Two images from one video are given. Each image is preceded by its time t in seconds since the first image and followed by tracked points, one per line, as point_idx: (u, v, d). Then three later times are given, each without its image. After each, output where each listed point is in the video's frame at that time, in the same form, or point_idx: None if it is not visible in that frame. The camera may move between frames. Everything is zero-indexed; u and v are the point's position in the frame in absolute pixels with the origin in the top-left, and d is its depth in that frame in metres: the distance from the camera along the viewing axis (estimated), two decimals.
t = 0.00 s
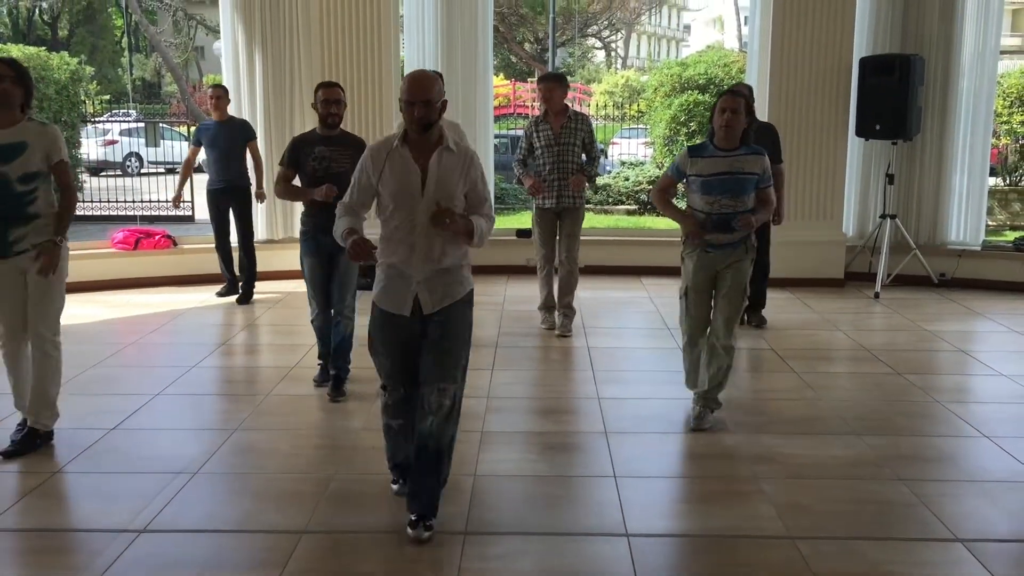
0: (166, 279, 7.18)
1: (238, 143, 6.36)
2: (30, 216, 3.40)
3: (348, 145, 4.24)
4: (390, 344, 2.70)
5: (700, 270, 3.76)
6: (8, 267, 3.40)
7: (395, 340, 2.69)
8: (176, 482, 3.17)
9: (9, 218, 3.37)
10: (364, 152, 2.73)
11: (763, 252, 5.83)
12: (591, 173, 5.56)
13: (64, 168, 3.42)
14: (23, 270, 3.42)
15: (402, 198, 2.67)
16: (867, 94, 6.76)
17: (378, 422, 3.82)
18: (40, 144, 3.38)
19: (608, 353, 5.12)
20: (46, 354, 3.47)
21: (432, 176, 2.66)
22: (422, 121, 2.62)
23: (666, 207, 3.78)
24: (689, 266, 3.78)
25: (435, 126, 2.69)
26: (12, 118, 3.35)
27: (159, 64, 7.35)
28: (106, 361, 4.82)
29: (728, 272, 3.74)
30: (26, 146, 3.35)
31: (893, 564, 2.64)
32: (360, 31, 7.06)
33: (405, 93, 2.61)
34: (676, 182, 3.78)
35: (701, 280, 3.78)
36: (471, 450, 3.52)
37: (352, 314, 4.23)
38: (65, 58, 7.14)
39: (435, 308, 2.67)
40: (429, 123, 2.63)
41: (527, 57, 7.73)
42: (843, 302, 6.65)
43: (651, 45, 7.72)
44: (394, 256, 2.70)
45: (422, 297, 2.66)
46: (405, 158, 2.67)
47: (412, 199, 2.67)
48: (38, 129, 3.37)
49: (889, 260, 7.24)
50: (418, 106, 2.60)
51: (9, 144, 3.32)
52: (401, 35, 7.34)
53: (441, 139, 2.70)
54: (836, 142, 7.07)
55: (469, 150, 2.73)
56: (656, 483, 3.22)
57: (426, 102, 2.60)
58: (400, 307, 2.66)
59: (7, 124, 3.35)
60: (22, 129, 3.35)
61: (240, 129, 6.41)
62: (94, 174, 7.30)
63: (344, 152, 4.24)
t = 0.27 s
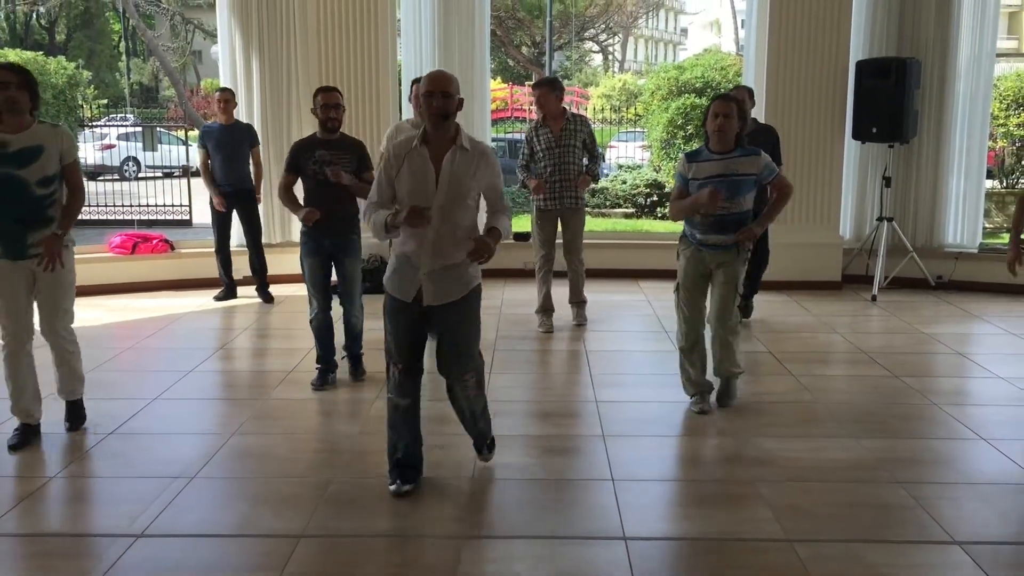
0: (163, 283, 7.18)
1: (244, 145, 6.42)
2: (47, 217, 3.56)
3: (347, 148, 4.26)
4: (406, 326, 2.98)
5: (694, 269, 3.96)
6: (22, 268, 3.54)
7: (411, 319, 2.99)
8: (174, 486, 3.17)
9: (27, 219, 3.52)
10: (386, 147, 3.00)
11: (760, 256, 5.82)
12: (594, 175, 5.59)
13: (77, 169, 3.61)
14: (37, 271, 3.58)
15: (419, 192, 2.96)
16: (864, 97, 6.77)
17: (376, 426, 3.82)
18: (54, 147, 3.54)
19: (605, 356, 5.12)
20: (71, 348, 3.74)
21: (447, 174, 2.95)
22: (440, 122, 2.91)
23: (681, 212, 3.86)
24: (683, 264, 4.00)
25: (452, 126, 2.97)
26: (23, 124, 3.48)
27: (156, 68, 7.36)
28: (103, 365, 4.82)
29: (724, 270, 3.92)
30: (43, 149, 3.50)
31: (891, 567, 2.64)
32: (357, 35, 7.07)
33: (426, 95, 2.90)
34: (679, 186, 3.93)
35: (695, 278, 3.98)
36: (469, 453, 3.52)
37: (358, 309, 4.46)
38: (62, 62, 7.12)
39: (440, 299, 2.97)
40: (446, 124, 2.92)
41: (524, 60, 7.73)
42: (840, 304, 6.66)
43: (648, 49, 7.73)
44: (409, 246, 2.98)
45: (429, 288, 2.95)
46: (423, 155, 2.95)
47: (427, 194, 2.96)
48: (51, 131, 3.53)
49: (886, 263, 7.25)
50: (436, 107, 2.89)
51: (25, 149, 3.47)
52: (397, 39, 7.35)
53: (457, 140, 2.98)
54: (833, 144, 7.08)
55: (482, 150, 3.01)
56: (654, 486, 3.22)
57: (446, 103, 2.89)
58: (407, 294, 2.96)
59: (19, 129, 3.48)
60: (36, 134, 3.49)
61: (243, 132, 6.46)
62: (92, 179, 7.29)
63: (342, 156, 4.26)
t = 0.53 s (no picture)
0: (160, 287, 7.17)
1: (254, 149, 6.40)
2: (52, 223, 3.62)
3: (354, 151, 4.27)
4: (434, 319, 3.10)
5: (704, 268, 4.06)
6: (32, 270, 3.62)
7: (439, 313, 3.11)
8: (172, 489, 3.17)
9: (33, 224, 3.60)
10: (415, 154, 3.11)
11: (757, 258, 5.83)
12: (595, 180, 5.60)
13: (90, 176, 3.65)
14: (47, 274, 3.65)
15: (450, 195, 3.08)
16: (861, 100, 6.78)
17: (374, 429, 3.82)
18: (61, 154, 3.60)
19: (603, 358, 5.12)
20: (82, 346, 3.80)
21: (476, 175, 3.07)
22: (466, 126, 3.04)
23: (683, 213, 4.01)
24: (693, 263, 4.09)
25: (477, 130, 3.10)
26: (34, 130, 3.59)
27: (153, 71, 7.36)
28: (101, 369, 4.82)
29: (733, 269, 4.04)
30: (47, 155, 3.58)
31: (889, 569, 2.65)
32: (354, 38, 7.06)
33: (451, 101, 3.02)
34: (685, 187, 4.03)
35: (705, 278, 4.08)
36: (466, 456, 3.52)
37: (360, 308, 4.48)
38: (59, 66, 7.14)
39: (476, 296, 3.10)
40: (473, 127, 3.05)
41: (521, 63, 7.72)
42: (838, 307, 6.67)
43: (645, 52, 7.74)
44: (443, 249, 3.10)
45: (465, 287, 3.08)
46: (451, 159, 3.07)
47: (458, 196, 3.08)
48: (61, 138, 3.61)
49: (883, 265, 7.26)
50: (460, 112, 3.02)
51: (30, 155, 3.56)
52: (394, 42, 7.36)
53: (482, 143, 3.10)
54: (829, 147, 7.09)
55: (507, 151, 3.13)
56: (652, 489, 3.22)
57: (470, 108, 3.02)
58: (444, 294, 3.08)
59: (31, 135, 3.59)
60: (43, 141, 3.58)
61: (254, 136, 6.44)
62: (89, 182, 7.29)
63: (348, 159, 4.26)
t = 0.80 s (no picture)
0: (155, 289, 7.15)
1: (260, 150, 6.38)
2: (56, 222, 3.69)
3: (355, 151, 4.36)
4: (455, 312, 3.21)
5: (711, 269, 4.09)
6: (38, 267, 3.72)
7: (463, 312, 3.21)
8: (167, 492, 3.16)
9: (38, 222, 3.69)
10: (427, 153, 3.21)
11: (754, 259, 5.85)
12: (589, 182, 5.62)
13: (97, 178, 3.71)
14: (53, 271, 3.74)
15: (461, 193, 3.16)
16: (857, 101, 6.79)
17: (370, 431, 3.82)
18: (66, 155, 3.67)
19: (599, 360, 5.12)
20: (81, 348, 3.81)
21: (486, 174, 3.14)
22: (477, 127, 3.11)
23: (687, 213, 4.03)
24: (701, 264, 4.12)
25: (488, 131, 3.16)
26: (43, 130, 3.66)
27: (149, 73, 7.36)
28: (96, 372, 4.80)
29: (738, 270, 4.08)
30: (52, 157, 3.65)
31: (885, 570, 2.65)
32: (351, 39, 7.05)
33: (462, 102, 3.10)
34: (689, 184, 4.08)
35: (712, 278, 4.12)
36: (462, 458, 3.51)
37: (359, 308, 4.47)
38: (55, 68, 7.12)
39: (495, 295, 3.16)
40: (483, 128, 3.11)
41: (518, 64, 7.78)
42: (834, 308, 6.67)
43: (641, 54, 7.81)
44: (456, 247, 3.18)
45: (483, 286, 3.15)
46: (461, 158, 3.15)
47: (469, 194, 3.15)
48: (68, 140, 3.68)
49: (879, 267, 7.27)
50: (474, 115, 3.08)
51: (37, 156, 3.64)
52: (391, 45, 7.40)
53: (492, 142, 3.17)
54: (825, 148, 7.10)
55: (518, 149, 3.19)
56: (648, 491, 3.22)
57: (483, 110, 3.08)
58: (461, 293, 3.17)
59: (40, 135, 3.66)
60: (51, 142, 3.65)
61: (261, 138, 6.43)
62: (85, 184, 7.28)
63: (349, 160, 4.35)
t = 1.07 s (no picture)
0: (150, 291, 7.14)
1: (259, 152, 6.36)
2: (57, 225, 3.68)
3: (351, 154, 4.37)
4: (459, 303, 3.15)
5: (710, 269, 4.15)
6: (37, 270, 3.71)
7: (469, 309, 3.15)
8: (162, 494, 3.15)
9: (39, 225, 3.68)
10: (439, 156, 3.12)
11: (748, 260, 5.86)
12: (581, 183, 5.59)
13: (98, 179, 3.73)
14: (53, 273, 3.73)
15: (471, 196, 3.07)
16: (852, 103, 6.80)
17: (366, 433, 3.81)
18: (68, 158, 3.67)
19: (594, 362, 5.12)
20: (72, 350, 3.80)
21: (496, 178, 3.04)
22: (488, 130, 3.02)
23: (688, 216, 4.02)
24: (699, 264, 4.19)
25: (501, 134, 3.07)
26: (44, 133, 3.65)
27: (144, 75, 7.34)
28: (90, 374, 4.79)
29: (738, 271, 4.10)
30: (53, 160, 3.65)
31: (880, 571, 2.65)
32: (345, 41, 7.04)
33: (474, 105, 3.02)
34: (692, 188, 4.07)
35: (711, 277, 4.18)
36: (458, 459, 3.51)
37: (354, 311, 4.45)
38: (49, 70, 7.10)
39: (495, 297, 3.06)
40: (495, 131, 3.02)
41: (513, 66, 7.73)
42: (828, 310, 6.68)
43: (636, 55, 7.78)
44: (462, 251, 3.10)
45: (484, 289, 3.05)
46: (472, 161, 3.06)
47: (478, 198, 3.07)
48: (69, 142, 3.67)
49: (874, 269, 7.28)
50: (486, 118, 3.00)
51: (38, 159, 3.64)
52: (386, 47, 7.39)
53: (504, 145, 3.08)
54: (820, 150, 7.11)
55: (530, 153, 3.09)
56: (644, 492, 3.22)
57: (494, 114, 3.00)
58: (465, 295, 3.09)
59: (41, 138, 3.65)
60: (52, 145, 3.65)
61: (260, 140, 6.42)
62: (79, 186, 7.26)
63: (346, 163, 4.36)
